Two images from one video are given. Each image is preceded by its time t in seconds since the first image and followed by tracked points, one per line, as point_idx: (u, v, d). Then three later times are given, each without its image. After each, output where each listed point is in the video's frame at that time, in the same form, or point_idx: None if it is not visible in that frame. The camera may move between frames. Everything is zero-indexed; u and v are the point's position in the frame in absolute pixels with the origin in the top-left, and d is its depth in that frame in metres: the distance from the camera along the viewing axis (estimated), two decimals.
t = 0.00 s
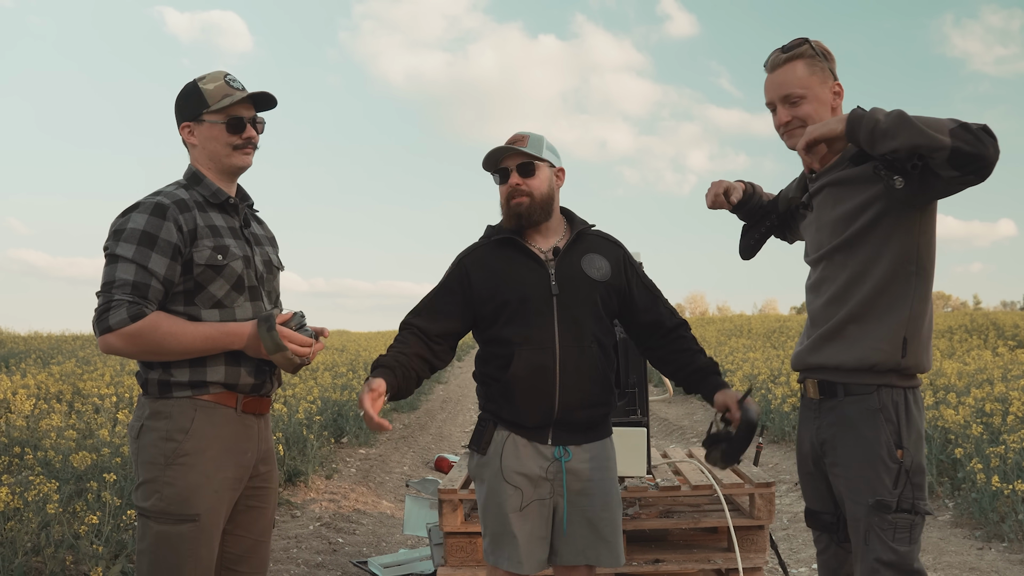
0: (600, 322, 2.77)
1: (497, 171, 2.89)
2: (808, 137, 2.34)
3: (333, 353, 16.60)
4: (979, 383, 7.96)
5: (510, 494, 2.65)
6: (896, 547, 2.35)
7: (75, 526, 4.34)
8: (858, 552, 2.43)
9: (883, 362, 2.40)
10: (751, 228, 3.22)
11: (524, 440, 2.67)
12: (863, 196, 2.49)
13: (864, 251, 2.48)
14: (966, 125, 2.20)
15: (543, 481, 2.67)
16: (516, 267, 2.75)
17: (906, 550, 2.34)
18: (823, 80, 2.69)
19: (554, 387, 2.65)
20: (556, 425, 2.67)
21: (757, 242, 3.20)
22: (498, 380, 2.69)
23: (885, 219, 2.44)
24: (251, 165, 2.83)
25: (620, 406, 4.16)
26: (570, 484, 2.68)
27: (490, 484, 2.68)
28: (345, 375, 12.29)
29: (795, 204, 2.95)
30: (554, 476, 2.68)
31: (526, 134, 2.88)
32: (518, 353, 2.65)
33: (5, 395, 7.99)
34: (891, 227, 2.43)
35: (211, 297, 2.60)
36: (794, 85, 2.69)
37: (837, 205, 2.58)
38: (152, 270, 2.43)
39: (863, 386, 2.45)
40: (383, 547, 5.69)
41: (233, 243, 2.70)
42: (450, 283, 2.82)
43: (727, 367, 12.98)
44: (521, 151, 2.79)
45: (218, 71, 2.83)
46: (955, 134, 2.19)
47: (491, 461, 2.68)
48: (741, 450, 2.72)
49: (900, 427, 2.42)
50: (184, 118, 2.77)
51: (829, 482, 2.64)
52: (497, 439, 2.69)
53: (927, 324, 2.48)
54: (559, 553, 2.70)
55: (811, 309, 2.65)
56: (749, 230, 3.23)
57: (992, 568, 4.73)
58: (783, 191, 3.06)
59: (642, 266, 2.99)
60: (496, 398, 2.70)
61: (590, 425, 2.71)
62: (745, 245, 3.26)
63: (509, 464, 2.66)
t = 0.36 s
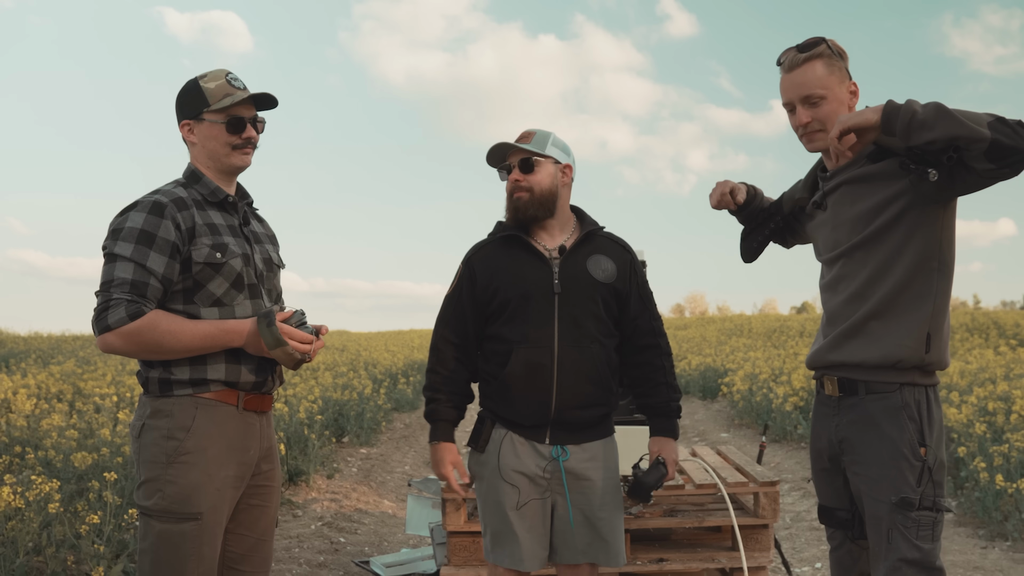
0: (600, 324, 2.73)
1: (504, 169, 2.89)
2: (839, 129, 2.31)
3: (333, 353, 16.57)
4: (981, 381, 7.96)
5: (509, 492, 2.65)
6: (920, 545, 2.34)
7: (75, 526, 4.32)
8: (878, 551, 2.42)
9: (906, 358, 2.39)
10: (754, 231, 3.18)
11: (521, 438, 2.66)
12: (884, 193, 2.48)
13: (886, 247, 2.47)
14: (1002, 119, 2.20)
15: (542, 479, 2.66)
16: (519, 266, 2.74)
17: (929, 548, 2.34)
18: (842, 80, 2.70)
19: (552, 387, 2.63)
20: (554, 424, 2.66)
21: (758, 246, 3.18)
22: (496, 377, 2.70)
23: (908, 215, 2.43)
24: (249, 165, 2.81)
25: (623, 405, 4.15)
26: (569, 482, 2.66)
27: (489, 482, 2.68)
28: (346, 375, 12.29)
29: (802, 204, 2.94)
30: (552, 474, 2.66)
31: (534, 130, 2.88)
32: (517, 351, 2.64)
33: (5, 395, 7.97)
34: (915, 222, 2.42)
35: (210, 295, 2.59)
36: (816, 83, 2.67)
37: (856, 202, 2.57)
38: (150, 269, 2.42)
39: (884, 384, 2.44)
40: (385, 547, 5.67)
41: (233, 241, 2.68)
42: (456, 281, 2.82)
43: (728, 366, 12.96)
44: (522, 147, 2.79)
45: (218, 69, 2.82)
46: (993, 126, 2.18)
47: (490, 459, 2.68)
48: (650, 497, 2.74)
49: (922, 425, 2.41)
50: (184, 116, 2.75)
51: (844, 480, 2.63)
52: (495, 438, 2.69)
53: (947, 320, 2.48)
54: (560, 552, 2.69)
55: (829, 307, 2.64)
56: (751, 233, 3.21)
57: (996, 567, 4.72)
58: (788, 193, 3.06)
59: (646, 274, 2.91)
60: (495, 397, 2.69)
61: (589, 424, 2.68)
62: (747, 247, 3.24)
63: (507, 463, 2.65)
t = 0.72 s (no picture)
0: (597, 325, 2.68)
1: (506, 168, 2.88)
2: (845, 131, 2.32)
3: (332, 353, 16.56)
4: (982, 382, 7.94)
5: (501, 491, 2.64)
6: (929, 548, 2.32)
7: (75, 527, 4.31)
8: (888, 553, 2.41)
9: (917, 360, 2.38)
10: (765, 230, 3.19)
11: (513, 438, 2.65)
12: (894, 193, 2.46)
13: (897, 248, 2.45)
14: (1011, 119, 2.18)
15: (535, 478, 2.64)
16: (516, 267, 2.73)
17: (939, 551, 2.32)
18: (847, 78, 2.67)
19: (542, 390, 2.61)
20: (547, 426, 2.63)
21: (768, 245, 3.17)
22: (489, 376, 2.69)
23: (919, 215, 2.41)
24: (248, 164, 2.80)
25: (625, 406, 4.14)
26: (561, 482, 2.64)
27: (482, 481, 2.68)
28: (346, 374, 12.29)
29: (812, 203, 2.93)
30: (546, 475, 2.65)
31: (540, 131, 2.87)
32: (509, 351, 2.64)
33: (5, 395, 7.95)
34: (925, 223, 2.40)
35: (206, 296, 2.57)
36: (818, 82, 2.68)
37: (866, 201, 2.56)
38: (146, 269, 2.40)
39: (895, 385, 2.43)
40: (386, 548, 5.66)
41: (230, 240, 2.66)
42: (460, 278, 2.84)
43: (728, 366, 12.95)
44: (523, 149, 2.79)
45: (217, 68, 2.80)
46: (1000, 126, 2.16)
47: (483, 458, 2.68)
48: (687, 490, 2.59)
49: (933, 427, 2.39)
50: (182, 114, 2.74)
51: (853, 481, 2.62)
52: (489, 438, 2.68)
53: (959, 321, 2.46)
54: (556, 552, 2.67)
55: (839, 307, 2.63)
56: (762, 231, 3.21)
57: (998, 568, 4.71)
58: (798, 191, 3.04)
59: (653, 275, 2.83)
60: (490, 398, 2.69)
61: (584, 426, 2.65)
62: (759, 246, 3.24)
63: (500, 462, 2.65)
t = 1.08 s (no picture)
0: (591, 328, 2.66)
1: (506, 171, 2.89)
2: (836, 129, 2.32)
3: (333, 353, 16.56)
4: (983, 383, 7.94)
5: (500, 492, 2.65)
6: (927, 551, 2.32)
7: (76, 528, 4.31)
8: (887, 555, 2.41)
9: (915, 363, 2.37)
10: (777, 227, 3.20)
11: (512, 440, 2.66)
12: (894, 193, 2.47)
13: (896, 249, 2.45)
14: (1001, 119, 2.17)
15: (533, 480, 2.64)
16: (512, 270, 2.74)
17: (936, 554, 2.32)
18: (838, 76, 2.69)
19: (537, 392, 2.61)
20: (545, 428, 2.63)
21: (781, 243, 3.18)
22: (486, 379, 2.72)
23: (917, 216, 2.41)
24: (250, 166, 2.80)
25: (626, 407, 4.14)
26: (558, 484, 2.63)
27: (482, 482, 2.69)
28: (346, 375, 12.30)
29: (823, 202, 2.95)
30: (544, 476, 2.64)
31: (538, 132, 2.86)
32: (506, 355, 2.65)
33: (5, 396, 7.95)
34: (924, 224, 2.40)
35: (209, 297, 2.57)
36: (806, 79, 2.76)
37: (867, 201, 2.57)
38: (150, 270, 2.40)
39: (895, 388, 2.42)
40: (387, 549, 5.66)
41: (232, 243, 2.66)
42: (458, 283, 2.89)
43: (728, 367, 12.97)
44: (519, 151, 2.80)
45: (221, 69, 2.81)
46: (990, 125, 2.15)
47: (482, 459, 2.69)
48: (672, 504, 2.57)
49: (932, 430, 2.38)
50: (184, 115, 2.73)
51: (854, 482, 2.62)
52: (489, 438, 2.70)
53: (961, 323, 2.44)
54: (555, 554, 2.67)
55: (841, 308, 2.63)
56: (775, 228, 3.21)
57: (999, 569, 4.72)
58: (810, 189, 3.06)
59: (655, 278, 2.80)
60: (490, 399, 2.70)
61: (582, 428, 2.64)
62: (771, 244, 3.25)
63: (498, 463, 2.66)
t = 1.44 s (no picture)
0: (587, 330, 2.67)
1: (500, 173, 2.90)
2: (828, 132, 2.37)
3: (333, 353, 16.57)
4: (982, 383, 7.95)
5: (498, 494, 2.66)
6: (916, 554, 2.33)
7: (77, 528, 4.32)
8: (878, 557, 2.42)
9: (905, 367, 2.38)
10: (778, 231, 3.22)
11: (510, 442, 2.67)
12: (886, 197, 2.48)
13: (887, 252, 2.46)
14: (989, 124, 2.16)
15: (530, 482, 2.65)
16: (508, 272, 2.75)
17: (926, 557, 2.33)
18: (834, 80, 2.70)
19: (534, 395, 2.62)
20: (542, 431, 2.64)
21: (781, 247, 3.20)
22: (484, 382, 2.72)
23: (908, 220, 2.42)
24: (250, 169, 2.81)
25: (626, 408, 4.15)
26: (556, 486, 2.64)
27: (479, 484, 2.70)
28: (346, 375, 12.32)
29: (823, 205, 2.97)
30: (541, 479, 2.65)
31: (532, 134, 2.86)
32: (502, 358, 2.66)
33: (5, 397, 7.97)
34: (915, 229, 2.41)
35: (209, 299, 2.58)
36: (803, 81, 2.77)
37: (861, 204, 2.58)
38: (150, 272, 2.41)
39: (887, 391, 2.44)
40: (386, 549, 5.67)
41: (232, 244, 2.67)
42: (448, 289, 2.89)
43: (728, 367, 12.98)
44: (514, 152, 2.81)
45: (223, 72, 2.82)
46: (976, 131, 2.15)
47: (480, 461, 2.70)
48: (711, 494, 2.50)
49: (922, 433, 2.39)
50: (185, 117, 2.73)
51: (848, 484, 2.63)
52: (487, 439, 2.71)
53: (953, 328, 2.44)
54: (552, 555, 2.68)
55: (835, 311, 2.65)
56: (776, 232, 3.23)
57: (997, 570, 4.73)
58: (812, 192, 3.10)
59: (654, 272, 2.80)
60: (486, 403, 2.71)
61: (579, 431, 2.65)
62: (772, 246, 3.25)
63: (496, 465, 2.67)
